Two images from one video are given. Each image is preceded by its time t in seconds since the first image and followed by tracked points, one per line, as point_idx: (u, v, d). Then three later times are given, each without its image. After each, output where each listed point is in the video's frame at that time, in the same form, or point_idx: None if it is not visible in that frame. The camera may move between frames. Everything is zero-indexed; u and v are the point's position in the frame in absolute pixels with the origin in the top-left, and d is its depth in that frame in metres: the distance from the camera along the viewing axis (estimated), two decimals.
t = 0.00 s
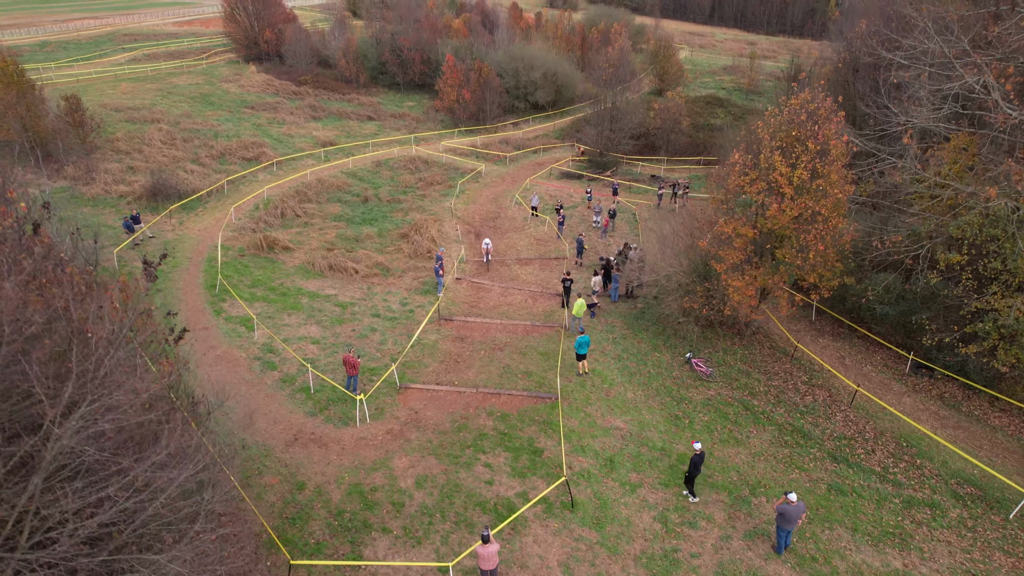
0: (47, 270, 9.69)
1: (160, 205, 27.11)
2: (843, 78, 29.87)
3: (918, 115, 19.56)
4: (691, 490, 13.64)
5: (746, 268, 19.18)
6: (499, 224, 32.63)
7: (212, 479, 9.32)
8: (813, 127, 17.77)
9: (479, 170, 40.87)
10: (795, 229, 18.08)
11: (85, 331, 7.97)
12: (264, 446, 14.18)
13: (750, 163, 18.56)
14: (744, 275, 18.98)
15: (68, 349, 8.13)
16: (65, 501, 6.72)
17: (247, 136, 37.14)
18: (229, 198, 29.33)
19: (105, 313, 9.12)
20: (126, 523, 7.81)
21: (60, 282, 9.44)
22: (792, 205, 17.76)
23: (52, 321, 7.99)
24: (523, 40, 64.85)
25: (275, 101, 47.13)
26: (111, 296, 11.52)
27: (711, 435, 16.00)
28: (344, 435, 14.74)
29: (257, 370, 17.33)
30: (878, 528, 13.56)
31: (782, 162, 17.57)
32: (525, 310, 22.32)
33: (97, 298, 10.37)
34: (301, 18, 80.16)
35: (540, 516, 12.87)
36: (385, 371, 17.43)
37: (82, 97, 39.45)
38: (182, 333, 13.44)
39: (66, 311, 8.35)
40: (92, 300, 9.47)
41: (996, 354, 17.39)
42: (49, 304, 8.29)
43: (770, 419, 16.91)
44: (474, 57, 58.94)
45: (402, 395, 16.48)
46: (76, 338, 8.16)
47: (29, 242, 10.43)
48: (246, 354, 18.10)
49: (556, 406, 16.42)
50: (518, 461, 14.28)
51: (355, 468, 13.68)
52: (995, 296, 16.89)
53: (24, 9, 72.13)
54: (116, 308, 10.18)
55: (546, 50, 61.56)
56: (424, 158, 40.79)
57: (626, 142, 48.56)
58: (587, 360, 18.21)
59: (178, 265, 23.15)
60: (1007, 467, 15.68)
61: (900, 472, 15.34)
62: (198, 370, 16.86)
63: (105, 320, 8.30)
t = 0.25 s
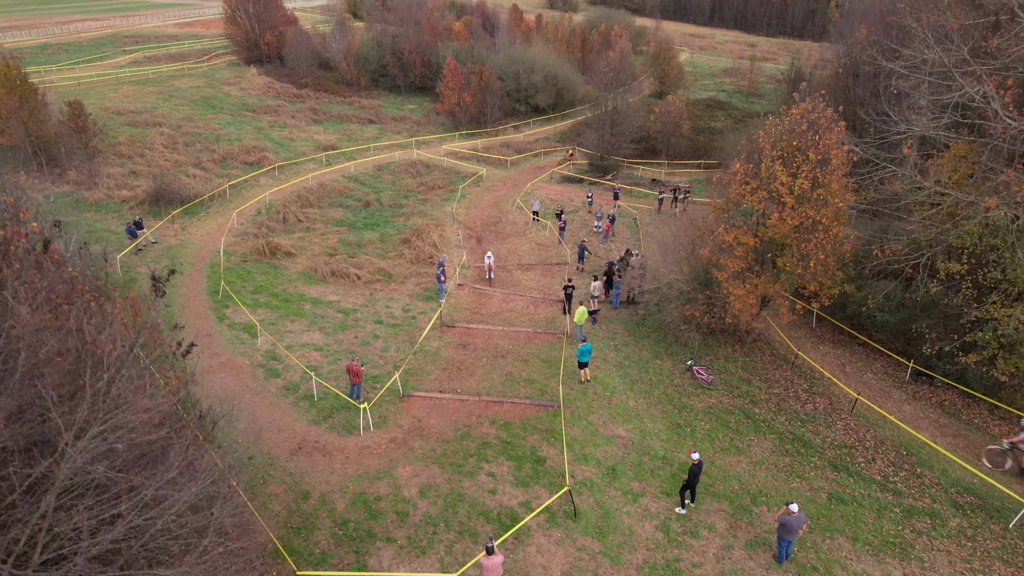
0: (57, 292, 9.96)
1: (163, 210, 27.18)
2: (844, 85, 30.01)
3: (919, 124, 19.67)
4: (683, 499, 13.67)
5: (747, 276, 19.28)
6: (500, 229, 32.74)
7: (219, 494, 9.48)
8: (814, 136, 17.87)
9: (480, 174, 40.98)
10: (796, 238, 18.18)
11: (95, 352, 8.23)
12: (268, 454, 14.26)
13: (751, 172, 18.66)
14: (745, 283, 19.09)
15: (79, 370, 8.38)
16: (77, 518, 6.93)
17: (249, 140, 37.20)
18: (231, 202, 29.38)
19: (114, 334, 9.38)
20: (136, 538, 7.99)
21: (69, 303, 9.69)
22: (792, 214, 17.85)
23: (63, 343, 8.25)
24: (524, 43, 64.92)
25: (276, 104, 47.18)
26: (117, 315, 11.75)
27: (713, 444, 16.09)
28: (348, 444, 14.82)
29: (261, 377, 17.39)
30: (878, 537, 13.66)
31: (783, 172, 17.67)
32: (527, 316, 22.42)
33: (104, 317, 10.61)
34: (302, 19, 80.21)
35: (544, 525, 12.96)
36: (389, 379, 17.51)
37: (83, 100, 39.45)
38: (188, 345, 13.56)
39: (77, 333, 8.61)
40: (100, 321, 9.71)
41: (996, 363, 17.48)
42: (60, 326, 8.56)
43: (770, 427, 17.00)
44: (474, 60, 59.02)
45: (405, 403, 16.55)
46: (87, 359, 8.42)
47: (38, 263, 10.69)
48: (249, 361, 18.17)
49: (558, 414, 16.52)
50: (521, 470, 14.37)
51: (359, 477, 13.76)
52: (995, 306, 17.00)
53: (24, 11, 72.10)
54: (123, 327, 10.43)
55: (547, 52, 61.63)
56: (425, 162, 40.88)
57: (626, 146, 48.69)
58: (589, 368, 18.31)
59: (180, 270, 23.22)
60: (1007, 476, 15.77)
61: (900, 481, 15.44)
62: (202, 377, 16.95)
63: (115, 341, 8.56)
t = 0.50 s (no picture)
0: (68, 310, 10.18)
1: (165, 215, 27.24)
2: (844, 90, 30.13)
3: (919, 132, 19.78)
4: (682, 510, 13.68)
5: (748, 284, 19.40)
6: (501, 233, 32.86)
7: (227, 508, 9.68)
8: (815, 145, 17.99)
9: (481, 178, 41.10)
10: (797, 246, 18.30)
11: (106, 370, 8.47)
12: (272, 463, 14.35)
13: (752, 181, 18.77)
14: (746, 291, 19.21)
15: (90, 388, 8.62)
16: (87, 538, 7.14)
17: (250, 144, 37.26)
18: (233, 207, 29.47)
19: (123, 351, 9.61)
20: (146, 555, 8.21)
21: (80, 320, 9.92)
22: (793, 223, 17.96)
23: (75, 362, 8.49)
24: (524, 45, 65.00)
25: (277, 107, 47.23)
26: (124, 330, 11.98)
27: (714, 452, 16.19)
28: (352, 452, 14.90)
29: (264, 385, 17.47)
30: (879, 547, 13.76)
31: (784, 181, 17.79)
32: (529, 323, 22.54)
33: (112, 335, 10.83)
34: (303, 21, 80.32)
35: (546, 534, 13.05)
36: (391, 386, 17.60)
37: (85, 104, 39.49)
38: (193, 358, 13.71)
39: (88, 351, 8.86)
40: (110, 338, 9.93)
41: (995, 371, 17.60)
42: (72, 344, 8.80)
43: (771, 435, 17.10)
44: (475, 63, 59.13)
45: (408, 411, 16.65)
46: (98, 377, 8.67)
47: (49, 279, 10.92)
48: (252, 368, 18.25)
49: (560, 422, 16.62)
50: (523, 479, 14.47)
51: (363, 485, 13.85)
52: (994, 315, 17.12)
53: (25, 13, 72.10)
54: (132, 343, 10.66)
55: (547, 55, 61.72)
56: (427, 166, 40.99)
57: (627, 149, 48.84)
58: (590, 376, 18.42)
59: (183, 276, 23.31)
60: (1006, 485, 15.87)
61: (900, 489, 15.54)
62: (205, 385, 17.03)
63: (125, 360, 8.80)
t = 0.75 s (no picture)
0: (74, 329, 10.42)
1: (168, 220, 27.30)
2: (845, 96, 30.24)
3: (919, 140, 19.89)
4: (682, 520, 13.76)
5: (749, 292, 19.52)
6: (502, 238, 32.99)
7: (235, 521, 9.87)
8: (815, 155, 18.12)
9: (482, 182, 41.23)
10: (797, 255, 18.41)
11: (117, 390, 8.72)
12: (277, 471, 14.43)
13: (753, 190, 18.89)
14: (746, 298, 19.32)
15: (100, 406, 8.85)
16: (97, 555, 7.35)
17: (252, 148, 37.33)
18: (235, 212, 29.55)
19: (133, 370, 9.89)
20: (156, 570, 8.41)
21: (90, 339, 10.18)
22: (794, 232, 18.06)
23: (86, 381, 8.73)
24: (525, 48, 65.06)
25: (278, 110, 47.28)
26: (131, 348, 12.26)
27: (715, 461, 16.28)
28: (355, 460, 14.99)
29: (267, 392, 17.55)
30: (879, 556, 13.85)
31: (785, 190, 17.92)
32: (530, 329, 22.66)
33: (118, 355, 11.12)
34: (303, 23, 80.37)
35: (549, 544, 13.15)
36: (394, 394, 17.70)
37: (86, 107, 39.52)
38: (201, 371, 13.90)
39: (99, 371, 9.10)
40: (117, 357, 10.15)
41: (994, 380, 17.72)
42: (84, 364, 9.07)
43: (772, 443, 17.20)
44: (476, 66, 59.22)
45: (411, 419, 16.73)
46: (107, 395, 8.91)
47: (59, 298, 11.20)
48: (256, 376, 18.33)
49: (562, 430, 16.72)
50: (526, 488, 14.56)
51: (367, 494, 13.93)
52: (993, 324, 17.25)
53: (26, 15, 72.11)
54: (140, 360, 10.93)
55: (547, 58, 61.78)
56: (428, 170, 41.11)
57: (627, 153, 48.98)
58: (592, 383, 18.54)
59: (186, 282, 23.40)
60: (1005, 493, 15.98)
61: (900, 498, 15.65)
62: (209, 392, 17.12)
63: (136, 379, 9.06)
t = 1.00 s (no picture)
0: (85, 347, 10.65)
1: (170, 225, 27.38)
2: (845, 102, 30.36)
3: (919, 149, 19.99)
4: (684, 530, 13.85)
5: (750, 300, 19.63)
6: (503, 243, 33.14)
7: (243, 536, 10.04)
8: (816, 164, 18.24)
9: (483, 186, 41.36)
10: (798, 264, 18.52)
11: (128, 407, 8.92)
12: (281, 480, 14.53)
13: (754, 199, 19.00)
14: (747, 306, 19.43)
15: (112, 424, 9.07)
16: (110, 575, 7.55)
17: (254, 152, 37.40)
18: (237, 216, 29.63)
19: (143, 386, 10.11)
20: None
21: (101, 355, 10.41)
22: (795, 241, 18.17)
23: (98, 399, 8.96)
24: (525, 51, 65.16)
25: (280, 113, 47.33)
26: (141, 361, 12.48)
27: (716, 469, 16.38)
28: (359, 469, 15.08)
29: (271, 399, 17.65)
30: (880, 565, 13.96)
31: (785, 200, 18.05)
32: (532, 335, 22.81)
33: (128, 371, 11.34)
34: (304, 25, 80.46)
35: (552, 553, 13.24)
36: (397, 401, 17.81)
37: (88, 110, 39.56)
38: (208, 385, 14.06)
39: (111, 389, 9.33)
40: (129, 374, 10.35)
41: (993, 389, 17.82)
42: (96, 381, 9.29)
43: (773, 451, 17.31)
44: (477, 69, 59.33)
45: (414, 427, 16.84)
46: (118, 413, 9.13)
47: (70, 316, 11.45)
48: (259, 383, 18.42)
49: (564, 438, 16.82)
50: (529, 496, 14.66)
51: (371, 503, 14.02)
52: (993, 333, 17.36)
53: (27, 16, 72.09)
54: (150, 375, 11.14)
55: (548, 61, 61.88)
56: (429, 173, 41.24)
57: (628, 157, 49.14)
58: (594, 391, 18.67)
59: (188, 287, 23.51)
60: (1004, 502, 16.09)
61: (900, 507, 15.75)
62: (212, 399, 17.20)
63: (146, 396, 9.27)
